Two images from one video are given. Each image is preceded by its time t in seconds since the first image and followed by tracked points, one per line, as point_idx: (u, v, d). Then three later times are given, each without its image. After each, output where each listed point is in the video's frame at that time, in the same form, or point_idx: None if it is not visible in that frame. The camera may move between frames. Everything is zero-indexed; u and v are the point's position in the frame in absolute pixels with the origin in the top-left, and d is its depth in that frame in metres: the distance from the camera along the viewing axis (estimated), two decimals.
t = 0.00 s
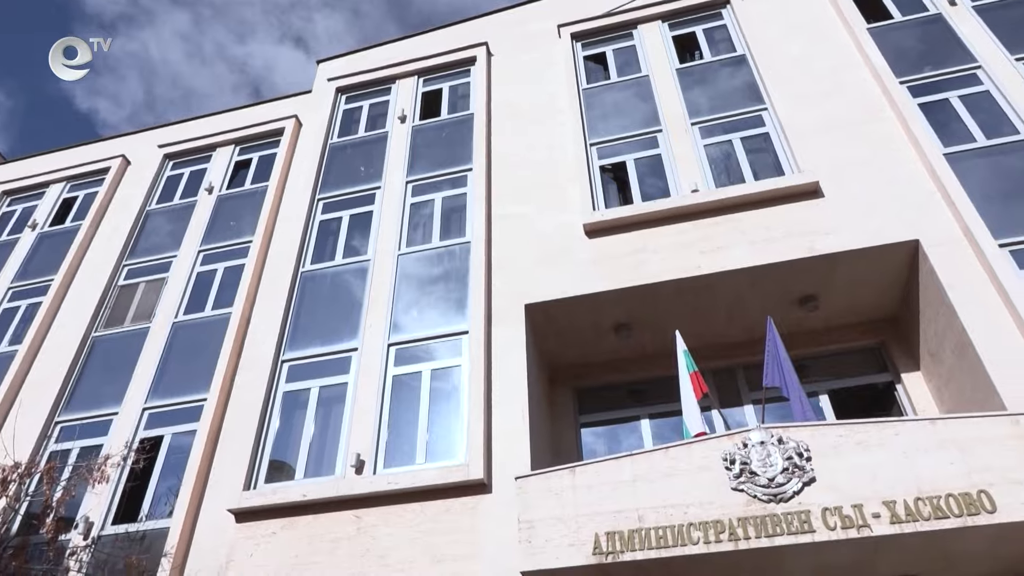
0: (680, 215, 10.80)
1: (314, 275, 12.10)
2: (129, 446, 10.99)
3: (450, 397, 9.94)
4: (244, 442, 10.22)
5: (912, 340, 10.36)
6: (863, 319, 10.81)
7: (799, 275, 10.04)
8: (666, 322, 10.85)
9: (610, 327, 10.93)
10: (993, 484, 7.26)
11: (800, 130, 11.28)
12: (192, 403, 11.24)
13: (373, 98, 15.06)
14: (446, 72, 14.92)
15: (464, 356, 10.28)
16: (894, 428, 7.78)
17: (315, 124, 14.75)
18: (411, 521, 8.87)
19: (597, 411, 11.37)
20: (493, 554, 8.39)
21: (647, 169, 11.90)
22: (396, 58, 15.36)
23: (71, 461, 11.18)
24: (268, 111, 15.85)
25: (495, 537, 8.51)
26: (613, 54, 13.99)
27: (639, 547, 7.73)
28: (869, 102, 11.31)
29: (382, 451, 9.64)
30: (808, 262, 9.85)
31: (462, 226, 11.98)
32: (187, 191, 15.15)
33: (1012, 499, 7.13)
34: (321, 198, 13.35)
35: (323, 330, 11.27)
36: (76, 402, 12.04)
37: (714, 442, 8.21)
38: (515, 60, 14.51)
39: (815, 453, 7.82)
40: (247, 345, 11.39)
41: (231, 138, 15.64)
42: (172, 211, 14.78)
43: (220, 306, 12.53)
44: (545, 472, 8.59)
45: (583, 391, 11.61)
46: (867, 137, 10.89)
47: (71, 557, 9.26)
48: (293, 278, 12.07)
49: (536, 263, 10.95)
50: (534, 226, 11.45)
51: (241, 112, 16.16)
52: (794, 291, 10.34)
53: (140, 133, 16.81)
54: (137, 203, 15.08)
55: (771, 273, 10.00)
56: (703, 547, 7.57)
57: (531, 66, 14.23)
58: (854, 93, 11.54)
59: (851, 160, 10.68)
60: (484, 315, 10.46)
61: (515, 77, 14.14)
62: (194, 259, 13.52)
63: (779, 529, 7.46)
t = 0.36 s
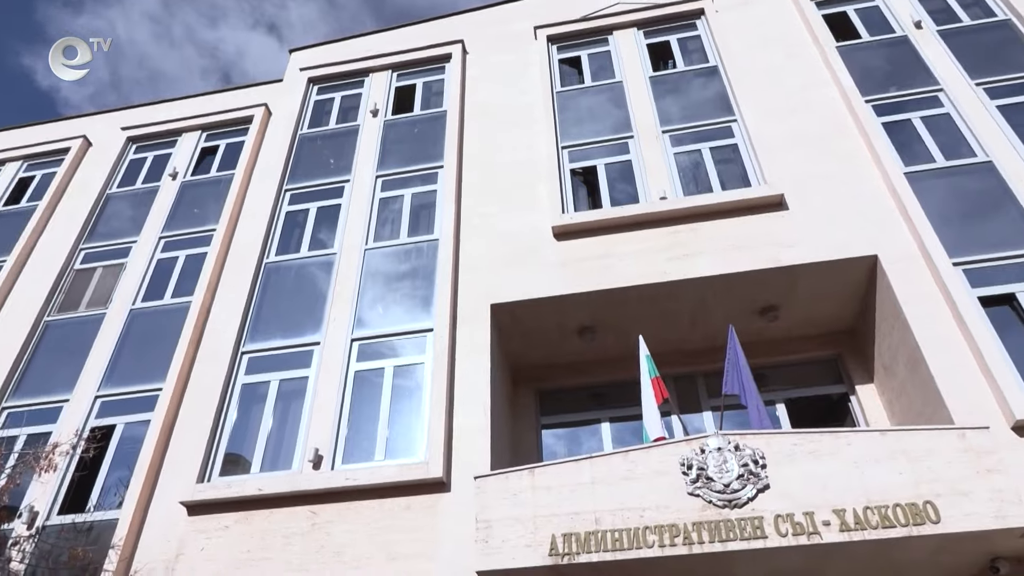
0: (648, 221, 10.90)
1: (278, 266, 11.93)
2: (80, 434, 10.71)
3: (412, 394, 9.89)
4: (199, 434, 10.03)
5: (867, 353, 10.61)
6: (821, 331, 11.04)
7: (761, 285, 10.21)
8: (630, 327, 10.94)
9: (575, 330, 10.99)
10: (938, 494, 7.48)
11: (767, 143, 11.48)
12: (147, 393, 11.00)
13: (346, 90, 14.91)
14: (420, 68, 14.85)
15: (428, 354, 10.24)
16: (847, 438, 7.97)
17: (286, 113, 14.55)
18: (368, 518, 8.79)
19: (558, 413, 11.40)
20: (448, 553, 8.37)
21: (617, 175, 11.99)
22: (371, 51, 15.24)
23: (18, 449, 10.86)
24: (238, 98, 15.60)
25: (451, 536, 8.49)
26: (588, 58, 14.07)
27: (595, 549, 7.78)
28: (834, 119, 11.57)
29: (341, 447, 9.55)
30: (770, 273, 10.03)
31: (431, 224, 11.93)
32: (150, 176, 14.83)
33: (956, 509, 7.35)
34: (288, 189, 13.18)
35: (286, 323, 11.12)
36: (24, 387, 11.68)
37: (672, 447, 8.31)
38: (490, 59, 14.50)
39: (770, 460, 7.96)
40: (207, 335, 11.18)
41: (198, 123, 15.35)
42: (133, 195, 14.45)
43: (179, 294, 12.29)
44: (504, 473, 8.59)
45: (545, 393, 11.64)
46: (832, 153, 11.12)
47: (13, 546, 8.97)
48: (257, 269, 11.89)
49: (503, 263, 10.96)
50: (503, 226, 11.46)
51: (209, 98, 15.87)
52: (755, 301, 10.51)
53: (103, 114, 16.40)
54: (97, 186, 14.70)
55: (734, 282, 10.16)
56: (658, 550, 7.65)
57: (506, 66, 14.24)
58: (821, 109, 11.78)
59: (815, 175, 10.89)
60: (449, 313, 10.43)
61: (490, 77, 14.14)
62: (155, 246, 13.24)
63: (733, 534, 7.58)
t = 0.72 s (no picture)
0: (613, 226, 10.99)
1: (239, 254, 11.72)
2: (22, 418, 10.37)
3: (370, 389, 9.81)
4: (149, 421, 9.79)
5: (821, 366, 10.85)
6: (777, 342, 11.25)
7: (721, 295, 10.38)
8: (591, 331, 11.01)
9: (536, 331, 11.02)
10: (882, 506, 7.68)
11: (734, 155, 11.66)
12: (96, 377, 10.71)
13: (317, 79, 14.72)
14: (393, 61, 14.74)
15: (388, 350, 10.17)
16: (797, 448, 8.14)
17: (254, 99, 14.32)
18: (319, 513, 8.69)
19: (516, 413, 11.41)
20: (400, 551, 8.31)
21: (586, 179, 12.06)
22: (344, 41, 15.08)
23: None
24: (205, 81, 15.29)
25: (403, 534, 8.44)
26: (561, 62, 14.13)
27: (546, 550, 7.82)
28: (799, 136, 11.82)
29: (295, 440, 9.42)
30: (731, 283, 10.19)
31: (397, 219, 11.84)
32: (110, 156, 14.44)
33: (897, 521, 7.57)
34: (253, 176, 12.97)
35: (244, 312, 10.94)
36: None
37: (627, 451, 8.39)
38: (465, 57, 14.47)
39: (722, 468, 8.09)
40: (162, 321, 10.92)
41: (162, 105, 15.00)
42: (91, 174, 14.06)
43: (135, 278, 11.99)
44: (460, 471, 8.57)
45: (504, 393, 11.63)
46: (795, 169, 11.35)
47: None
48: (217, 256, 11.67)
49: (468, 261, 10.94)
50: (469, 225, 11.44)
51: (175, 79, 15.53)
52: (715, 311, 10.67)
53: (63, 89, 15.92)
54: (53, 163, 14.26)
55: (695, 291, 10.30)
56: (609, 553, 7.71)
57: (480, 65, 14.22)
58: (786, 125, 12.02)
59: (778, 189, 11.10)
60: (411, 309, 10.37)
61: (464, 74, 14.10)
62: (111, 227, 12.89)
63: (682, 539, 7.68)
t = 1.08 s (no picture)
0: (577, 231, 11.06)
1: (196, 239, 11.48)
2: None
3: (326, 383, 9.70)
4: (94, 406, 9.51)
5: (773, 377, 11.08)
6: (732, 353, 11.45)
7: (679, 305, 10.52)
8: (551, 334, 11.06)
9: (496, 332, 11.03)
10: (824, 517, 7.87)
11: (699, 167, 11.84)
12: (40, 359, 10.37)
13: (286, 65, 14.50)
14: (365, 53, 14.60)
15: (346, 344, 10.06)
16: (746, 458, 8.29)
17: (220, 82, 14.04)
18: (267, 506, 8.56)
19: (472, 413, 11.37)
20: (348, 547, 8.23)
21: (553, 182, 12.11)
22: (315, 29, 14.88)
23: None
24: (170, 61, 14.94)
25: (352, 530, 8.35)
26: (534, 64, 14.17)
27: (496, 551, 7.82)
28: (763, 152, 12.04)
29: (246, 431, 9.26)
30: (689, 293, 10.34)
31: (361, 212, 11.73)
32: (66, 131, 14.00)
33: (839, 532, 7.76)
34: (215, 160, 12.71)
35: (199, 298, 10.71)
36: None
37: (580, 455, 8.46)
38: (438, 53, 14.41)
39: (672, 475, 8.21)
40: (112, 304, 10.63)
41: (124, 82, 14.61)
42: (44, 149, 13.61)
43: (86, 258, 11.65)
44: (412, 469, 8.51)
45: (461, 392, 11.59)
46: (758, 184, 11.57)
47: None
48: (174, 239, 11.41)
49: (431, 258, 10.89)
50: (434, 222, 11.39)
51: (141, 57, 15.13)
52: (673, 319, 10.81)
53: (19, 60, 15.38)
54: (5, 135, 13.76)
55: (655, 299, 10.42)
56: (557, 555, 7.75)
57: (453, 62, 14.17)
58: (751, 141, 12.25)
59: (740, 203, 11.30)
60: (371, 303, 10.27)
61: (436, 71, 14.04)
62: (63, 205, 12.49)
63: (631, 544, 7.76)
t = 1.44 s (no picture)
0: (542, 234, 11.10)
1: (153, 222, 11.21)
2: None
3: (280, 375, 9.55)
4: (36, 389, 9.19)
5: (726, 388, 11.27)
6: (688, 361, 11.61)
7: (639, 312, 10.63)
8: (510, 335, 11.07)
9: (456, 331, 11.00)
10: (770, 526, 8.04)
11: (665, 177, 11.98)
12: None
13: (255, 51, 14.25)
14: (337, 43, 14.43)
15: (303, 336, 9.92)
16: (696, 466, 8.42)
17: (186, 64, 13.73)
18: (214, 498, 8.39)
19: (428, 411, 11.31)
20: (296, 542, 8.11)
21: (520, 184, 12.13)
22: (287, 16, 14.66)
23: None
24: (134, 38, 14.55)
25: (301, 525, 8.24)
26: (507, 65, 14.18)
27: (445, 550, 7.79)
28: (727, 166, 12.25)
29: (195, 421, 9.06)
30: (649, 301, 10.45)
31: (325, 203, 11.59)
32: (20, 104, 13.52)
33: (783, 541, 7.93)
34: (176, 143, 12.43)
35: (153, 283, 10.46)
36: None
37: (534, 457, 8.49)
38: (410, 48, 14.32)
39: (623, 481, 8.30)
40: (62, 284, 10.30)
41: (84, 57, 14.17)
42: None
43: (36, 236, 11.27)
44: (365, 465, 8.44)
45: (418, 390, 11.52)
46: (720, 196, 11.76)
47: None
48: (129, 221, 11.12)
49: (394, 254, 10.81)
50: (398, 218, 11.31)
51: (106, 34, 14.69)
52: (631, 326, 10.92)
53: None
54: None
55: (615, 305, 10.51)
56: (507, 556, 7.76)
57: (425, 58, 14.10)
58: (716, 154, 12.45)
59: (703, 214, 11.47)
60: (331, 296, 10.15)
61: (408, 65, 13.96)
62: (14, 179, 12.06)
63: (580, 547, 7.81)
